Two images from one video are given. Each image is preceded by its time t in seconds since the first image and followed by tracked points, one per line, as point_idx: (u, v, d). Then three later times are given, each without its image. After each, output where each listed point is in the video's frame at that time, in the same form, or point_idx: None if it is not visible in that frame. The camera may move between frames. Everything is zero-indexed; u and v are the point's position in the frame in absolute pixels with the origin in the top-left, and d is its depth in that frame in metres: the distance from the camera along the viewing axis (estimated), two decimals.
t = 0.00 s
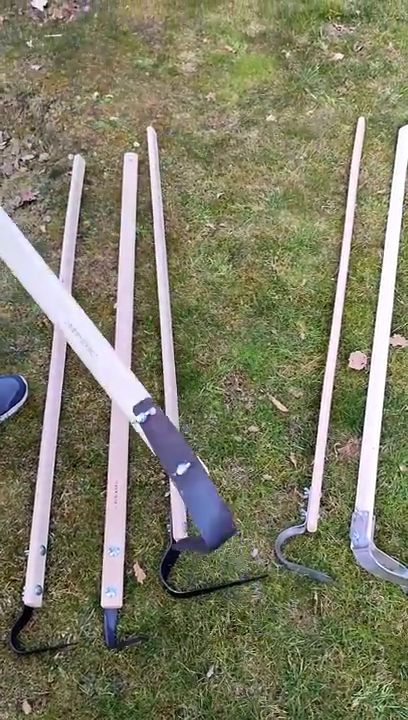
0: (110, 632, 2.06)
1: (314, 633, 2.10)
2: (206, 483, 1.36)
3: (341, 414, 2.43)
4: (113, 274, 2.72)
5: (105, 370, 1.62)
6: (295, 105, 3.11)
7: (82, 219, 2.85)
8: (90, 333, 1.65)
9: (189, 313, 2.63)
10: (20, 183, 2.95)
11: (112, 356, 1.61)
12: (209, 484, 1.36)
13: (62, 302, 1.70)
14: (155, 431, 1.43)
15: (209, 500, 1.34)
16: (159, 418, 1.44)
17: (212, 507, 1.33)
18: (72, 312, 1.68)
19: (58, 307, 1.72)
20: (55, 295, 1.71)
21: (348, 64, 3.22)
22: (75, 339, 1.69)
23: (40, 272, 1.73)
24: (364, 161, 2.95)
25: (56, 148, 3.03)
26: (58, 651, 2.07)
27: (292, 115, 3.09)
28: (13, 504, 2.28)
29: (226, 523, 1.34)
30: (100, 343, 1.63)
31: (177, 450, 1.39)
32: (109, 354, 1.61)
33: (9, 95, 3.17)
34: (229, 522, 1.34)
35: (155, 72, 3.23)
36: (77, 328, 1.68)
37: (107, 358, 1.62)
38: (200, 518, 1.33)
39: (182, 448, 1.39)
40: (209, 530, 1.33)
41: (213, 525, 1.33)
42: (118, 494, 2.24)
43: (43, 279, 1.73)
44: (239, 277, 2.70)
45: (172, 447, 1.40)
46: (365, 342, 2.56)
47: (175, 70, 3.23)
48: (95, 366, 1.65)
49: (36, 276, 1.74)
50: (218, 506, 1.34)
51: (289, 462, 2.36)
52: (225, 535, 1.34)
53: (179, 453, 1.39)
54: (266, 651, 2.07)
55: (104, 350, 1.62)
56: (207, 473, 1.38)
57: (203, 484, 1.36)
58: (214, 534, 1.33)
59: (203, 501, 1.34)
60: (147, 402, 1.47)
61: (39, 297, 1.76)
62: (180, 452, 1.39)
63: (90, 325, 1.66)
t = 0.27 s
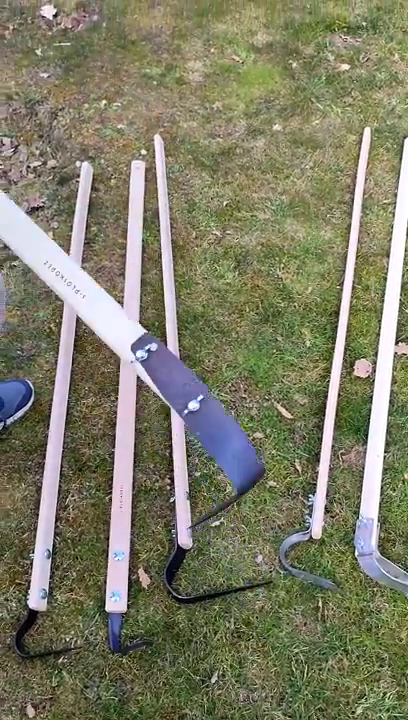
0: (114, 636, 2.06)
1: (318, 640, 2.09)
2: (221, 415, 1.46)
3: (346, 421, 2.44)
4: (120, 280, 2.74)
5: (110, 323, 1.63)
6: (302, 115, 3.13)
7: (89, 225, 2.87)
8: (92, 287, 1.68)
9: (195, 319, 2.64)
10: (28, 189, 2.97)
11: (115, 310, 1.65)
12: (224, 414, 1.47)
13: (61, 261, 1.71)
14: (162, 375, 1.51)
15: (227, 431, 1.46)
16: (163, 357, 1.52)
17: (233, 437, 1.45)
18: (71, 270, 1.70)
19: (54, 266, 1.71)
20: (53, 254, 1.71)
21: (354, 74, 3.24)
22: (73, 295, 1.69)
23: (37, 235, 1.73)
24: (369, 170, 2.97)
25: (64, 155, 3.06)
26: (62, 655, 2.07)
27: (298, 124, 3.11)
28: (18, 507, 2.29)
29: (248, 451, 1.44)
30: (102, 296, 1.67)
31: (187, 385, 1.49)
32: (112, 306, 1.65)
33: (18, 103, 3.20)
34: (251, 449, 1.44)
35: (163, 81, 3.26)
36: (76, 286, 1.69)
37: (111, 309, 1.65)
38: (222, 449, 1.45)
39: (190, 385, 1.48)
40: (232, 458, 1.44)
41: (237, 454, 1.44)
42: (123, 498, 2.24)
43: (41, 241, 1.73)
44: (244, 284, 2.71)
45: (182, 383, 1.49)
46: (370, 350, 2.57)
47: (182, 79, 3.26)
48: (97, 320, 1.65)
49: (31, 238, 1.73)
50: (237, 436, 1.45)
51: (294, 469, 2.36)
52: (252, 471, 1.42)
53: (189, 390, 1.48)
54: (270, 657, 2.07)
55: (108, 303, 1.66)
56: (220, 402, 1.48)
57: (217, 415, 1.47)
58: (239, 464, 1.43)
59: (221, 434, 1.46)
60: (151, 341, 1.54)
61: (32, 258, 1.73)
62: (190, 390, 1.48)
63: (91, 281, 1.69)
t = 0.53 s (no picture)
0: (121, 642, 2.06)
1: (323, 648, 2.10)
2: (255, 377, 1.34)
3: (352, 431, 2.45)
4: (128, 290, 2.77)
5: (122, 291, 1.47)
6: (308, 129, 3.18)
7: (98, 235, 2.90)
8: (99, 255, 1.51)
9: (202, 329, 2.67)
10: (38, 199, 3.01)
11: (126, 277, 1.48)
12: (258, 376, 1.35)
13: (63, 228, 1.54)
14: (187, 342, 1.38)
15: (263, 394, 1.33)
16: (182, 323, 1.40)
17: (268, 398, 1.33)
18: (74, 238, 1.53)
19: (55, 235, 1.54)
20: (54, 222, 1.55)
21: (360, 90, 3.29)
22: (79, 265, 1.51)
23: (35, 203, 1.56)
24: (375, 184, 3.01)
25: (73, 166, 3.10)
26: (69, 660, 2.08)
27: (305, 138, 3.15)
28: (26, 512, 2.31)
29: (286, 411, 1.32)
30: (112, 264, 1.50)
31: (214, 349, 1.37)
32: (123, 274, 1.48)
33: (29, 115, 3.24)
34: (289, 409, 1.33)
35: (171, 94, 3.31)
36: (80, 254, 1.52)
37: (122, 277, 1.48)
38: (260, 413, 1.32)
39: (218, 351, 1.36)
40: (272, 420, 1.32)
41: (277, 415, 1.32)
42: (130, 505, 2.26)
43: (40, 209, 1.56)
44: (251, 294, 2.74)
45: (209, 349, 1.37)
46: (375, 361, 2.59)
47: (191, 92, 3.31)
48: (107, 289, 1.48)
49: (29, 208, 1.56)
50: (273, 398, 1.33)
51: (299, 478, 2.37)
52: (292, 432, 1.31)
53: (218, 355, 1.36)
54: (276, 664, 2.08)
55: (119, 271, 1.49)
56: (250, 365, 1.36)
57: (250, 380, 1.34)
58: (280, 425, 1.31)
59: (257, 397, 1.33)
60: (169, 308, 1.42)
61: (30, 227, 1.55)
62: (219, 357, 1.36)
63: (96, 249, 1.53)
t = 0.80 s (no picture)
0: (122, 647, 2.07)
1: (323, 655, 2.10)
2: (254, 381, 1.29)
3: (353, 439, 2.47)
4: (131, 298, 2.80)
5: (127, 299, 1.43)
6: (310, 141, 3.21)
7: (102, 244, 2.93)
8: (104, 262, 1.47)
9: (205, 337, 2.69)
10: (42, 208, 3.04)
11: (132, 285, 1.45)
12: (258, 381, 1.30)
13: (68, 234, 1.50)
14: (189, 347, 1.34)
15: (262, 399, 1.29)
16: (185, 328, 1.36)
17: (268, 404, 1.28)
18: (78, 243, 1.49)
19: (60, 240, 1.49)
20: (58, 226, 1.50)
21: (362, 103, 3.33)
22: (85, 272, 1.47)
23: (37, 206, 1.51)
24: (376, 195, 3.04)
25: (78, 175, 3.13)
26: (70, 665, 2.08)
27: (307, 149, 3.19)
28: (28, 518, 2.32)
29: (285, 416, 1.28)
30: (118, 272, 1.47)
31: (214, 354, 1.32)
32: (130, 281, 1.45)
33: (34, 124, 3.28)
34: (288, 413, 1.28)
35: (175, 106, 3.34)
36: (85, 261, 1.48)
37: (129, 286, 1.44)
38: (259, 419, 1.28)
39: (218, 355, 1.31)
40: (270, 426, 1.28)
41: (276, 420, 1.28)
42: (132, 512, 2.27)
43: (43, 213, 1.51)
44: (253, 304, 2.76)
45: (209, 353, 1.32)
46: (376, 370, 2.61)
47: (194, 104, 3.35)
48: (113, 297, 1.44)
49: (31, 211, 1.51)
50: (273, 403, 1.28)
51: (301, 486, 2.38)
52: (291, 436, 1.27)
53: (218, 360, 1.31)
54: (276, 671, 2.08)
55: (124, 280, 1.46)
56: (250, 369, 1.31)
57: (250, 384, 1.29)
58: (279, 431, 1.27)
59: (256, 402, 1.29)
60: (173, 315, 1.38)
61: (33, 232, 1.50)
62: (219, 361, 1.31)
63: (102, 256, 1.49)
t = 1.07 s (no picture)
0: (119, 649, 2.08)
1: (320, 658, 2.10)
2: (247, 395, 1.28)
3: (350, 445, 2.48)
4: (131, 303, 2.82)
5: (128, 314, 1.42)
6: (310, 149, 3.24)
7: (102, 249, 2.95)
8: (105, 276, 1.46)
9: (204, 342, 2.71)
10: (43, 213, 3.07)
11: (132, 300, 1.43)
12: (250, 394, 1.29)
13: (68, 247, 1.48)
14: (184, 359, 1.33)
15: (254, 412, 1.27)
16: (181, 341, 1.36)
17: (260, 417, 1.27)
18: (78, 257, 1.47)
19: (60, 252, 1.47)
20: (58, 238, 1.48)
21: (361, 112, 3.36)
22: (85, 285, 1.45)
23: (38, 217, 1.49)
24: (375, 203, 3.07)
25: (79, 182, 3.16)
26: (68, 667, 2.09)
27: (306, 157, 3.22)
28: (27, 520, 2.33)
29: (275, 429, 1.26)
30: (118, 286, 1.45)
31: (209, 367, 1.31)
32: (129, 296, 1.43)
33: (36, 131, 3.31)
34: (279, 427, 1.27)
35: (176, 114, 3.38)
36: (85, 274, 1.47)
37: (129, 300, 1.43)
38: (251, 432, 1.27)
39: (213, 368, 1.30)
40: (261, 440, 1.26)
41: (267, 433, 1.26)
42: (130, 515, 2.28)
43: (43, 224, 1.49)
44: (252, 309, 2.78)
45: (204, 366, 1.32)
46: (374, 376, 2.63)
47: (195, 112, 3.38)
48: (113, 311, 1.42)
49: (31, 221, 1.48)
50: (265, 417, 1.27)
51: (298, 490, 2.40)
52: (280, 449, 1.25)
53: (213, 373, 1.31)
54: (273, 674, 2.08)
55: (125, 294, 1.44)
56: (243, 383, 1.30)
57: (244, 397, 1.28)
58: (269, 444, 1.26)
59: (248, 415, 1.27)
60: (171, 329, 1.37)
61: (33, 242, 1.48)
62: (213, 374, 1.31)
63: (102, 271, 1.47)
